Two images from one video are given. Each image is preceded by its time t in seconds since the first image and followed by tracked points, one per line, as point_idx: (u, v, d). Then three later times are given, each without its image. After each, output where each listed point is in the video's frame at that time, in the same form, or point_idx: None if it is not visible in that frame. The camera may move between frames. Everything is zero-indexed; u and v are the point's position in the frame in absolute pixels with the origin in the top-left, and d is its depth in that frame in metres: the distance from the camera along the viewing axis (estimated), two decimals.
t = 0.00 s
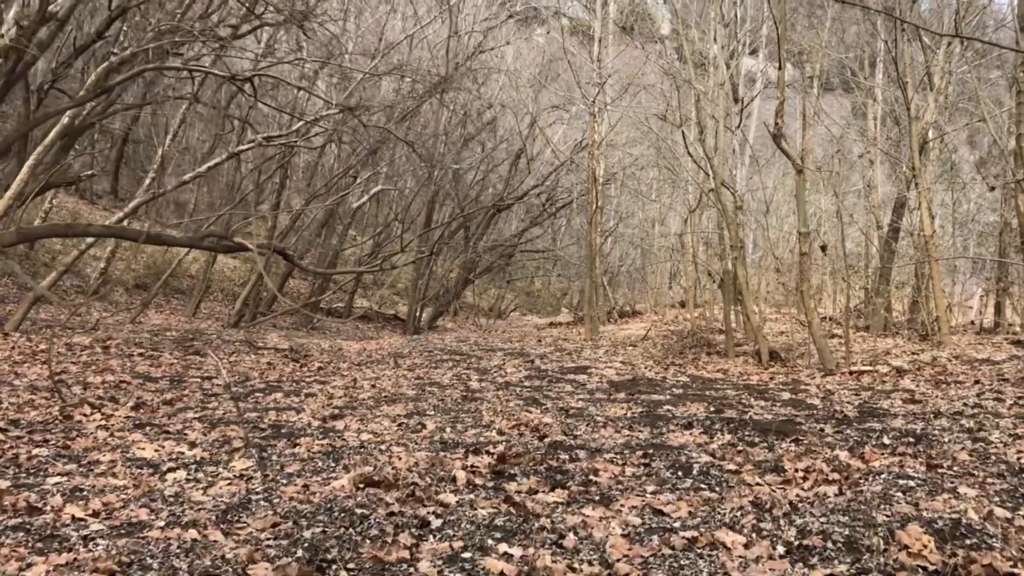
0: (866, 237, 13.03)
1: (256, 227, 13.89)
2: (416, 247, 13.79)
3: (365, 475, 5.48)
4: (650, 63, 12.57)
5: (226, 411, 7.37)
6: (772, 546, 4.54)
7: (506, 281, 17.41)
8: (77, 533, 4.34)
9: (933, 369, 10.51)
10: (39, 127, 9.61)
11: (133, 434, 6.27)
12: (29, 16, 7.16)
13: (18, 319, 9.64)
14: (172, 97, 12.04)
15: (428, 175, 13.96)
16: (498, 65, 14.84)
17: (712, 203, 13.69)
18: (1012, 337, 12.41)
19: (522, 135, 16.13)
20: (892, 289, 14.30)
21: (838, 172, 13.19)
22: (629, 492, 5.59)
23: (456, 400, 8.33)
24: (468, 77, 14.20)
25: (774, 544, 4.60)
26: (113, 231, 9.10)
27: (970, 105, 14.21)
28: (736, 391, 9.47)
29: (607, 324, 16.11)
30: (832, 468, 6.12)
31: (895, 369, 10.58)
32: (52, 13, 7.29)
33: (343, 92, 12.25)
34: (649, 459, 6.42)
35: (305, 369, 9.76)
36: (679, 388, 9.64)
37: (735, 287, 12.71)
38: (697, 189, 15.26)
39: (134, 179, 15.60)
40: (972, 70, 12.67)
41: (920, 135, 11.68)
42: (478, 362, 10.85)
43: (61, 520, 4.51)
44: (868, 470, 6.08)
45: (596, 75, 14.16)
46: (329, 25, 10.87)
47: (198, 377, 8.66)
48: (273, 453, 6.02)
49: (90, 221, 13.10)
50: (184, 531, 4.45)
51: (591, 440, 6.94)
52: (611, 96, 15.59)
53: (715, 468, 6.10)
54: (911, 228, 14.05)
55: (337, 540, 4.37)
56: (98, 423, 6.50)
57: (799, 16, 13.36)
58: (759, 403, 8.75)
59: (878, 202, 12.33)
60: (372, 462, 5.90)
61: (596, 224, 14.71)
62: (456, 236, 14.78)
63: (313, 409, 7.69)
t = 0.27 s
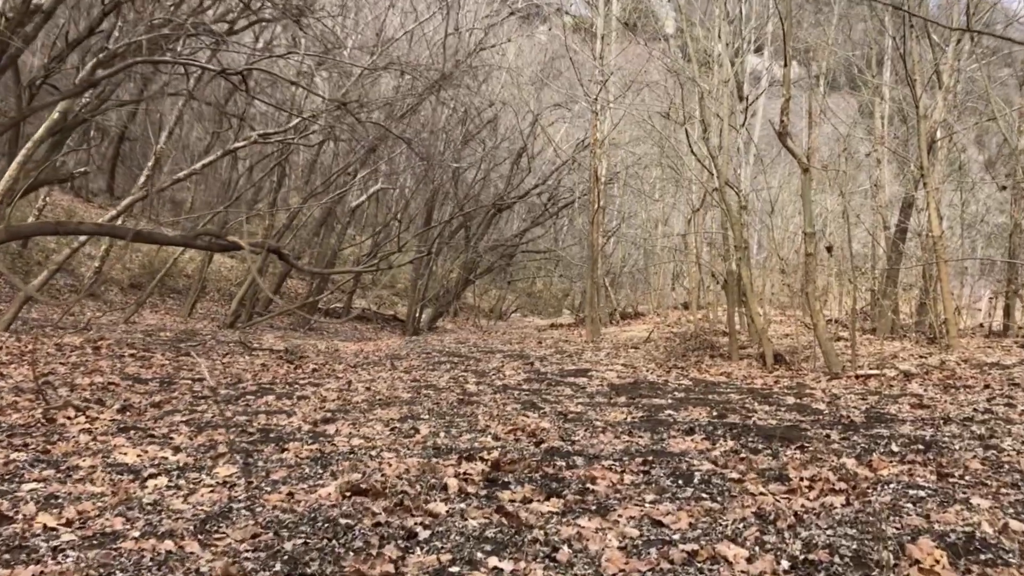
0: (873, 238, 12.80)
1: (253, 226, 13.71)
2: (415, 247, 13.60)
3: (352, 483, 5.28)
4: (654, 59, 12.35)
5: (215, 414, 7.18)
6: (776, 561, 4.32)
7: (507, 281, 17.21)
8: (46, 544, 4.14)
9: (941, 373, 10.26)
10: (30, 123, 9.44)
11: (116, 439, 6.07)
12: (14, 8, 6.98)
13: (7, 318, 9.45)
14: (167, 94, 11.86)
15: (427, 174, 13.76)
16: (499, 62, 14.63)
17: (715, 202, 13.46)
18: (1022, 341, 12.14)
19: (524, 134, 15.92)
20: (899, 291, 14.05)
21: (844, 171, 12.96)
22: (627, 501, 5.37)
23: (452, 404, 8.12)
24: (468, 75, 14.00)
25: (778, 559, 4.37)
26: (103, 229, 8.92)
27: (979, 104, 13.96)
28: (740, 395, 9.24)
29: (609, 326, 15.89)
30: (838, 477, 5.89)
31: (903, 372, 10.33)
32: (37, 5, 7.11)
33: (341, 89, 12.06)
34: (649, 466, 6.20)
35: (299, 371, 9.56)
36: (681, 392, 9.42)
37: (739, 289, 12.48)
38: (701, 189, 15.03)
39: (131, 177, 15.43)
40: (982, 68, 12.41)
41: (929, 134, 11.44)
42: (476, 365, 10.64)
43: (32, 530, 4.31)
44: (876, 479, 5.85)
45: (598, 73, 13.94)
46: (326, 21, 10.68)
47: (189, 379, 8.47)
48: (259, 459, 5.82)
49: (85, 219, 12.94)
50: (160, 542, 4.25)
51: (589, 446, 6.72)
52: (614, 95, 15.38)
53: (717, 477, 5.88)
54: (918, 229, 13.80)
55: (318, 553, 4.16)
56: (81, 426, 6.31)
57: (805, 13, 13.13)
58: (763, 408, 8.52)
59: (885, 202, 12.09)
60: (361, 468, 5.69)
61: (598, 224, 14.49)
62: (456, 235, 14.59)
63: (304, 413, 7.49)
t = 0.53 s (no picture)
0: (880, 237, 12.57)
1: (250, 227, 13.52)
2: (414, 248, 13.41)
3: (341, 493, 5.08)
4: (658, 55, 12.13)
5: (204, 420, 6.98)
6: None
7: (508, 282, 17.02)
8: (16, 559, 3.94)
9: (951, 376, 10.01)
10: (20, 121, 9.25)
11: (101, 446, 5.88)
12: None
13: None
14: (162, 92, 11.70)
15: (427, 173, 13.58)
16: (500, 59, 14.43)
17: (719, 203, 13.25)
18: None
19: (525, 132, 15.74)
20: (907, 291, 13.81)
21: (850, 169, 12.72)
22: (627, 511, 5.16)
23: (448, 409, 7.91)
24: (468, 72, 13.79)
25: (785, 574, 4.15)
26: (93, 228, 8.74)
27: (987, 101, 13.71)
28: (745, 399, 9.01)
29: (611, 327, 15.67)
30: (847, 486, 5.66)
31: (911, 375, 10.09)
32: None
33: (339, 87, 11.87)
34: (650, 474, 5.99)
35: (294, 374, 9.37)
36: (684, 396, 9.20)
37: (744, 289, 12.26)
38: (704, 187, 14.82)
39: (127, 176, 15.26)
40: (990, 64, 12.17)
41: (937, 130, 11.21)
42: (474, 367, 10.44)
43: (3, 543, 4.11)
44: (887, 488, 5.61)
45: (600, 70, 13.74)
46: (322, 16, 10.48)
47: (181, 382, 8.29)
48: (246, 467, 5.62)
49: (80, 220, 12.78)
50: (136, 556, 4.05)
51: (589, 452, 6.52)
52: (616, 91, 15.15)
53: (721, 485, 5.66)
54: (926, 228, 13.56)
55: (301, 569, 3.96)
56: (65, 432, 6.13)
57: (811, 8, 12.89)
58: (768, 412, 8.30)
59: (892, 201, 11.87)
60: (351, 477, 5.50)
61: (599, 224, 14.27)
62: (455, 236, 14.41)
63: (297, 418, 7.30)
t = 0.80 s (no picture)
0: (893, 236, 12.26)
1: (252, 226, 13.38)
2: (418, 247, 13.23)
3: (331, 505, 4.89)
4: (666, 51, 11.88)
5: (196, 425, 6.82)
6: None
7: (514, 281, 16.81)
8: None
9: (967, 378, 9.72)
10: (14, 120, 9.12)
11: (87, 454, 5.72)
12: None
13: None
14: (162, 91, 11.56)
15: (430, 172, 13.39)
16: (505, 55, 14.20)
17: (729, 201, 12.97)
18: None
19: (531, 130, 15.50)
20: (921, 291, 13.50)
21: (863, 166, 12.43)
22: (628, 524, 4.94)
23: (448, 413, 7.73)
24: (473, 69, 13.58)
25: None
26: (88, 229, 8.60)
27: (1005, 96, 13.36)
28: (753, 403, 8.78)
29: (618, 328, 15.43)
30: (858, 497, 5.42)
31: (925, 377, 9.81)
32: None
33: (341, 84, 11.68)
34: (653, 484, 5.76)
35: (293, 376, 9.21)
36: (691, 399, 8.97)
37: (753, 289, 11.99)
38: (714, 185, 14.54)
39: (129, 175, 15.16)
40: (1007, 58, 11.83)
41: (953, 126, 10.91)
42: (477, 369, 10.26)
43: None
44: (901, 500, 5.37)
45: (606, 66, 13.48)
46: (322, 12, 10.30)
47: (176, 386, 8.14)
48: (235, 477, 5.44)
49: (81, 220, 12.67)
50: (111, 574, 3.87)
51: (590, 460, 6.31)
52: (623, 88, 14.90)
53: (727, 496, 5.44)
54: (941, 226, 13.24)
55: None
56: (52, 439, 5.98)
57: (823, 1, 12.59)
58: (777, 417, 8.06)
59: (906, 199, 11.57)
60: (342, 487, 5.30)
61: (607, 223, 14.03)
62: (459, 235, 14.22)
63: (292, 423, 7.13)
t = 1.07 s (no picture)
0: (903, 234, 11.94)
1: (250, 226, 13.19)
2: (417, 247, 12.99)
3: (310, 518, 4.65)
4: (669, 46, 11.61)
5: (181, 432, 6.61)
6: None
7: (517, 282, 16.56)
8: None
9: (981, 381, 9.40)
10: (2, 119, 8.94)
11: (64, 462, 5.52)
12: None
13: None
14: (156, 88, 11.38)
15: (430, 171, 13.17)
16: (506, 51, 13.95)
17: (734, 199, 12.68)
18: None
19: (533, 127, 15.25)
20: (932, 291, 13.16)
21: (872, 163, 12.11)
22: (624, 539, 4.68)
23: (441, 419, 7.49)
24: (473, 66, 13.34)
25: None
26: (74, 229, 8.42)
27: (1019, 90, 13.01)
28: (758, 407, 8.50)
29: (622, 329, 15.15)
30: (868, 509, 5.14)
31: (938, 380, 9.50)
32: None
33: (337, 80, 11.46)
34: (652, 495, 5.50)
35: (286, 380, 9.00)
36: (694, 404, 8.70)
37: (759, 290, 11.70)
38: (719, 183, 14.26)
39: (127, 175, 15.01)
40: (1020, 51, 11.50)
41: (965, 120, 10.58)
42: (475, 373, 10.01)
43: None
44: (913, 512, 5.09)
45: (608, 61, 13.20)
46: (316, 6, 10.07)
47: (165, 390, 7.94)
48: (215, 487, 5.22)
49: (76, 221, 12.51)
50: None
51: (587, 469, 6.05)
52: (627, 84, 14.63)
53: (729, 508, 5.17)
54: (952, 225, 12.89)
55: None
56: (29, 447, 5.78)
57: None
58: (783, 422, 7.78)
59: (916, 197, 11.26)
60: (325, 499, 5.07)
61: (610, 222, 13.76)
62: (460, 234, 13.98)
63: (280, 430, 6.91)
